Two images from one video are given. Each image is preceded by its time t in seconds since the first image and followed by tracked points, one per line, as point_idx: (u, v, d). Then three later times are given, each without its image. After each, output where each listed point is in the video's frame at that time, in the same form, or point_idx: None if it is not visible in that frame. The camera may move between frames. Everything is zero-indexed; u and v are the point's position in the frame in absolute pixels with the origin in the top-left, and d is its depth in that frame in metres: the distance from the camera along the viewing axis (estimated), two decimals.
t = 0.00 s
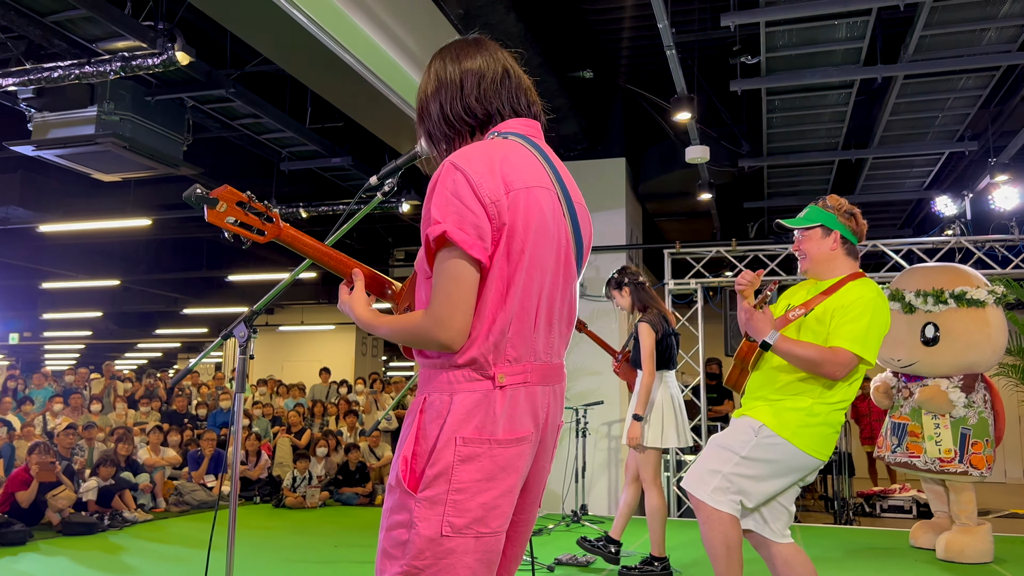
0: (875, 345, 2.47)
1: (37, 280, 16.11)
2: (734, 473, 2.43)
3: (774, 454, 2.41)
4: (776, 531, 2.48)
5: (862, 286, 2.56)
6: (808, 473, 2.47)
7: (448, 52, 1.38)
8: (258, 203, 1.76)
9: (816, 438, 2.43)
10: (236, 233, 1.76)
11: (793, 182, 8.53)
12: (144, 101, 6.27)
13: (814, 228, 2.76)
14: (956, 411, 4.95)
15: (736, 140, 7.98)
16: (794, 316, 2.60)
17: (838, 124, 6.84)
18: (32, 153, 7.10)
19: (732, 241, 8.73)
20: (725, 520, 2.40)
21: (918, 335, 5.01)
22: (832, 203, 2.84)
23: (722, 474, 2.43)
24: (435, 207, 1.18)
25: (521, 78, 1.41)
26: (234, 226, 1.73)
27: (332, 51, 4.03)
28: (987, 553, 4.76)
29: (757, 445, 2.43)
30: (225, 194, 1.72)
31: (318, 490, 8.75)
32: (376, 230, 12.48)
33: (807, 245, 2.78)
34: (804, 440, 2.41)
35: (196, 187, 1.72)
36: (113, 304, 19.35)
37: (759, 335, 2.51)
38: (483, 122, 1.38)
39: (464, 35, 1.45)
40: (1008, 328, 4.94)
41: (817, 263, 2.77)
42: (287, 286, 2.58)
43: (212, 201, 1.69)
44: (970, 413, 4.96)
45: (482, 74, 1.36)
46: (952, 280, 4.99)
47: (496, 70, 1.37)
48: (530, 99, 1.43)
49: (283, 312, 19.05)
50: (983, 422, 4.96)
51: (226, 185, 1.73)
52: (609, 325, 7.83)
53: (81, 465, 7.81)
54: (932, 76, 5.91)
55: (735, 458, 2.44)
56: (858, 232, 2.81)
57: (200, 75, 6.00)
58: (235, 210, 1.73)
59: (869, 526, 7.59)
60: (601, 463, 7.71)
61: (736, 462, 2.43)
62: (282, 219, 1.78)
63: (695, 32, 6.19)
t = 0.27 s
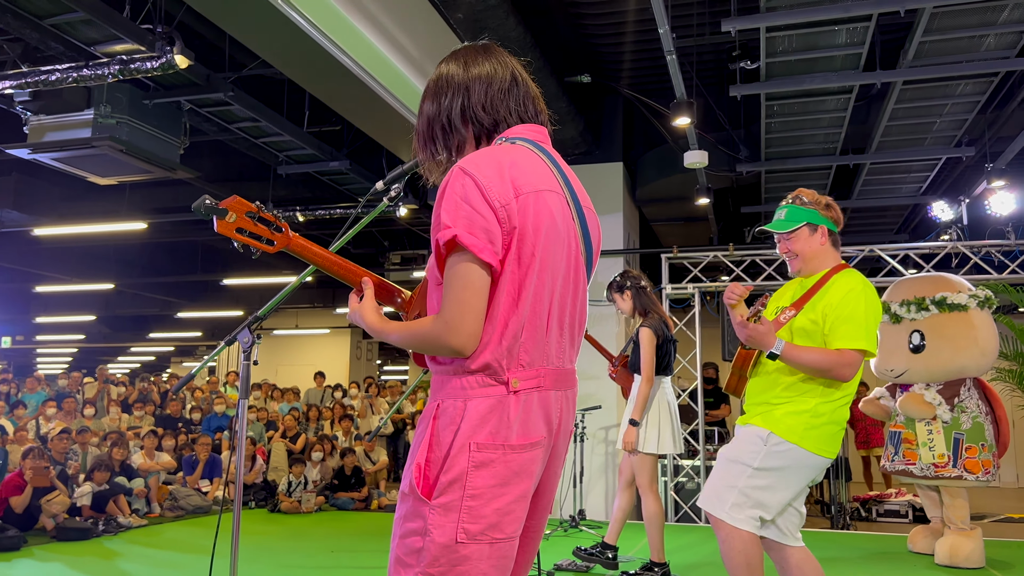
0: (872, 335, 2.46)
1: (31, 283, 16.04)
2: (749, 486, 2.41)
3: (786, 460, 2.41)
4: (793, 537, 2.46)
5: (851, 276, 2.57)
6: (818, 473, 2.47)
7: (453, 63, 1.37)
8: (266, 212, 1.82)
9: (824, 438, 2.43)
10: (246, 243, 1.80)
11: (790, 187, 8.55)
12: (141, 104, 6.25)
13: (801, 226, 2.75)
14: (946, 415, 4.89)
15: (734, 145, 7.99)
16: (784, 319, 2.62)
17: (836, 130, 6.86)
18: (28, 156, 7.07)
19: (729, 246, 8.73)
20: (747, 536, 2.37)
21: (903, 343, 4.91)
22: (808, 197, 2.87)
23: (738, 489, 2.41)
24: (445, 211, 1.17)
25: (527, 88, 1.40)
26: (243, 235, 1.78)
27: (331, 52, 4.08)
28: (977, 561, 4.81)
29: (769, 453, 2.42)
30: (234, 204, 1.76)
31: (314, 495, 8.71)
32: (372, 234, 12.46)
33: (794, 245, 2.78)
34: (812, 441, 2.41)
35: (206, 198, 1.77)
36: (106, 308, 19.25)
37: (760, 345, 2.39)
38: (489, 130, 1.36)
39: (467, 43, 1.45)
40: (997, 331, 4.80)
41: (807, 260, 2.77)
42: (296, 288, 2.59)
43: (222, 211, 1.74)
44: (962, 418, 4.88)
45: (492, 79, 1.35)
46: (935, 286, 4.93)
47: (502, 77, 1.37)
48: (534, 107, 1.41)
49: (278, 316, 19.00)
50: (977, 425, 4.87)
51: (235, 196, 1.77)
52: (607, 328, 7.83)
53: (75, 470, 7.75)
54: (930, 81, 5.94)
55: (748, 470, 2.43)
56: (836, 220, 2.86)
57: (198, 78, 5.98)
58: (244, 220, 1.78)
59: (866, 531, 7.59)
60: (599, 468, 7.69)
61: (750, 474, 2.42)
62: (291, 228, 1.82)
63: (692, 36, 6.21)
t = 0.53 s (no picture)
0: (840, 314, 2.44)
1: (24, 286, 15.95)
2: (782, 508, 2.31)
3: (806, 470, 2.34)
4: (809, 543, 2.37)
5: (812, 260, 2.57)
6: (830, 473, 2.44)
7: (454, 70, 1.36)
8: (269, 218, 1.82)
9: (832, 435, 2.38)
10: (248, 249, 1.81)
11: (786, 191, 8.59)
12: (137, 106, 6.22)
13: (762, 219, 2.75)
14: (925, 413, 4.85)
15: (730, 148, 8.01)
16: (753, 317, 2.59)
17: (832, 134, 6.89)
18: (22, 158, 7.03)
19: (724, 249, 8.75)
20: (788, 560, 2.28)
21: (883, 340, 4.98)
22: (762, 189, 2.85)
23: (773, 514, 2.30)
24: (457, 218, 1.16)
25: (530, 93, 1.40)
26: (246, 241, 1.79)
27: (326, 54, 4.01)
28: (985, 561, 4.74)
29: (792, 468, 2.34)
30: (236, 210, 1.76)
31: (309, 499, 8.67)
32: (368, 236, 12.45)
33: (754, 240, 2.78)
34: (824, 441, 2.37)
35: (208, 204, 1.77)
36: (99, 310, 19.16)
37: (731, 339, 2.43)
38: (492, 137, 1.35)
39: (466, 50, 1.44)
40: (977, 325, 4.69)
41: (768, 253, 2.76)
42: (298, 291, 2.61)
43: (223, 218, 1.74)
44: (942, 416, 4.80)
45: (491, 89, 1.34)
46: (911, 285, 4.93)
47: (504, 85, 1.36)
48: (538, 112, 1.41)
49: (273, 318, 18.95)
50: (958, 423, 4.79)
51: (237, 202, 1.77)
52: (603, 331, 7.84)
53: (68, 473, 7.70)
54: (925, 86, 5.97)
55: (777, 492, 2.32)
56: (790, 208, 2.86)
57: (194, 80, 5.96)
58: (246, 226, 1.78)
59: (860, 534, 7.61)
60: (594, 471, 7.69)
61: (780, 495, 2.32)
62: (293, 235, 1.82)
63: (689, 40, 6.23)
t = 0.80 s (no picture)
0: (812, 303, 2.36)
1: (18, 287, 15.88)
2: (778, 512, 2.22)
3: (799, 469, 2.25)
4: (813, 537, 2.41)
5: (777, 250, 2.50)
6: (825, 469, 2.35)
7: (467, 70, 1.36)
8: (279, 218, 1.81)
9: (817, 431, 2.28)
10: (257, 249, 1.80)
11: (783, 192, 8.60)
12: (134, 106, 6.20)
13: (723, 215, 2.72)
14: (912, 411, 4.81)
15: (728, 150, 8.02)
16: (728, 315, 2.57)
17: (830, 135, 6.91)
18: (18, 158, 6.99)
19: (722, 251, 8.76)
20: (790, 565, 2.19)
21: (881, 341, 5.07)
22: (728, 185, 2.87)
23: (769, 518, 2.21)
24: (469, 220, 1.16)
25: (530, 95, 1.39)
26: (255, 241, 1.77)
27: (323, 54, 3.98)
28: (983, 561, 4.73)
29: (783, 469, 2.26)
30: (247, 209, 1.74)
31: (305, 500, 8.64)
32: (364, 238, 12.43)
33: (721, 236, 2.75)
34: (811, 437, 2.27)
35: (215, 203, 1.74)
36: (94, 311, 19.08)
37: (695, 338, 2.47)
38: (503, 138, 1.35)
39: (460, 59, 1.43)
40: (972, 322, 4.69)
41: (735, 249, 2.74)
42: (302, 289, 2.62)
43: (234, 217, 1.71)
44: (927, 414, 4.74)
45: (490, 95, 1.33)
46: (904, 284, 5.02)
47: (505, 90, 1.35)
48: (541, 115, 1.41)
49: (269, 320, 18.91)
50: (942, 422, 4.69)
51: (247, 201, 1.76)
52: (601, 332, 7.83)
53: (64, 475, 7.66)
54: (923, 87, 5.99)
55: (772, 496, 2.23)
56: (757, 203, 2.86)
57: (192, 80, 5.94)
58: (256, 226, 1.77)
59: (858, 535, 7.61)
60: (592, 472, 7.67)
61: (775, 498, 2.23)
62: (303, 235, 1.84)
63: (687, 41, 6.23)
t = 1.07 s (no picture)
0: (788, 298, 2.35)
1: (15, 287, 15.84)
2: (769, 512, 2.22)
3: (786, 467, 2.26)
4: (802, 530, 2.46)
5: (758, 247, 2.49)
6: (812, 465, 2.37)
7: (469, 65, 1.36)
8: (281, 216, 1.81)
9: (801, 430, 2.29)
10: (261, 248, 1.80)
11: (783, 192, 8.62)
12: (133, 106, 6.19)
13: (695, 218, 2.80)
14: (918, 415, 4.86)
15: (727, 149, 8.03)
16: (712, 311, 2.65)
17: (830, 134, 6.92)
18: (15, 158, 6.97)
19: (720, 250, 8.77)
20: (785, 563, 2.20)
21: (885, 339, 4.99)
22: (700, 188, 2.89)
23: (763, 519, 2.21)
24: (471, 216, 1.16)
25: (544, 90, 1.40)
26: (259, 239, 1.78)
27: (322, 52, 3.98)
28: (983, 561, 4.73)
29: (770, 469, 2.26)
30: (249, 209, 1.74)
31: (304, 500, 8.62)
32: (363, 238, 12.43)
33: (699, 238, 2.83)
34: (796, 437, 2.28)
35: (220, 202, 1.74)
36: (92, 311, 19.04)
37: (667, 336, 2.61)
38: (508, 132, 1.35)
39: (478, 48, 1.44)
40: (982, 328, 4.62)
41: (712, 250, 2.79)
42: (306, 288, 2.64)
43: (238, 217, 1.72)
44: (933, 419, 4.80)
45: (506, 85, 1.34)
46: (914, 281, 4.91)
47: (519, 81, 1.36)
48: (554, 108, 1.41)
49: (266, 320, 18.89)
50: (948, 427, 4.76)
51: (250, 200, 1.75)
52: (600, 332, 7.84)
53: (62, 475, 7.63)
54: (923, 87, 6.00)
55: (763, 497, 2.23)
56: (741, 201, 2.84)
57: (191, 80, 5.94)
58: (259, 225, 1.77)
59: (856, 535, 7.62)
60: (591, 472, 7.64)
61: (765, 499, 2.23)
62: (305, 233, 1.83)
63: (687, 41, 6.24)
